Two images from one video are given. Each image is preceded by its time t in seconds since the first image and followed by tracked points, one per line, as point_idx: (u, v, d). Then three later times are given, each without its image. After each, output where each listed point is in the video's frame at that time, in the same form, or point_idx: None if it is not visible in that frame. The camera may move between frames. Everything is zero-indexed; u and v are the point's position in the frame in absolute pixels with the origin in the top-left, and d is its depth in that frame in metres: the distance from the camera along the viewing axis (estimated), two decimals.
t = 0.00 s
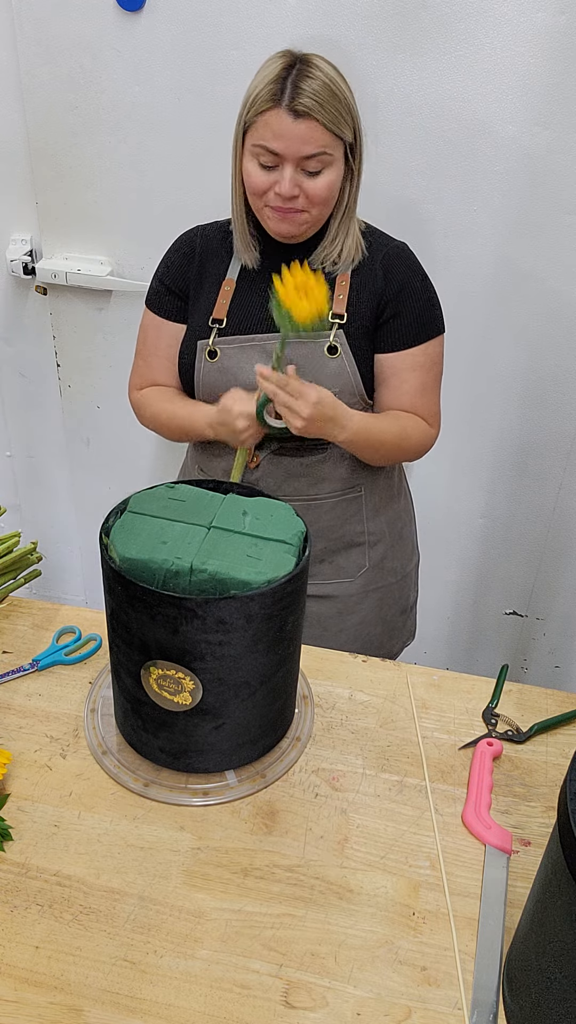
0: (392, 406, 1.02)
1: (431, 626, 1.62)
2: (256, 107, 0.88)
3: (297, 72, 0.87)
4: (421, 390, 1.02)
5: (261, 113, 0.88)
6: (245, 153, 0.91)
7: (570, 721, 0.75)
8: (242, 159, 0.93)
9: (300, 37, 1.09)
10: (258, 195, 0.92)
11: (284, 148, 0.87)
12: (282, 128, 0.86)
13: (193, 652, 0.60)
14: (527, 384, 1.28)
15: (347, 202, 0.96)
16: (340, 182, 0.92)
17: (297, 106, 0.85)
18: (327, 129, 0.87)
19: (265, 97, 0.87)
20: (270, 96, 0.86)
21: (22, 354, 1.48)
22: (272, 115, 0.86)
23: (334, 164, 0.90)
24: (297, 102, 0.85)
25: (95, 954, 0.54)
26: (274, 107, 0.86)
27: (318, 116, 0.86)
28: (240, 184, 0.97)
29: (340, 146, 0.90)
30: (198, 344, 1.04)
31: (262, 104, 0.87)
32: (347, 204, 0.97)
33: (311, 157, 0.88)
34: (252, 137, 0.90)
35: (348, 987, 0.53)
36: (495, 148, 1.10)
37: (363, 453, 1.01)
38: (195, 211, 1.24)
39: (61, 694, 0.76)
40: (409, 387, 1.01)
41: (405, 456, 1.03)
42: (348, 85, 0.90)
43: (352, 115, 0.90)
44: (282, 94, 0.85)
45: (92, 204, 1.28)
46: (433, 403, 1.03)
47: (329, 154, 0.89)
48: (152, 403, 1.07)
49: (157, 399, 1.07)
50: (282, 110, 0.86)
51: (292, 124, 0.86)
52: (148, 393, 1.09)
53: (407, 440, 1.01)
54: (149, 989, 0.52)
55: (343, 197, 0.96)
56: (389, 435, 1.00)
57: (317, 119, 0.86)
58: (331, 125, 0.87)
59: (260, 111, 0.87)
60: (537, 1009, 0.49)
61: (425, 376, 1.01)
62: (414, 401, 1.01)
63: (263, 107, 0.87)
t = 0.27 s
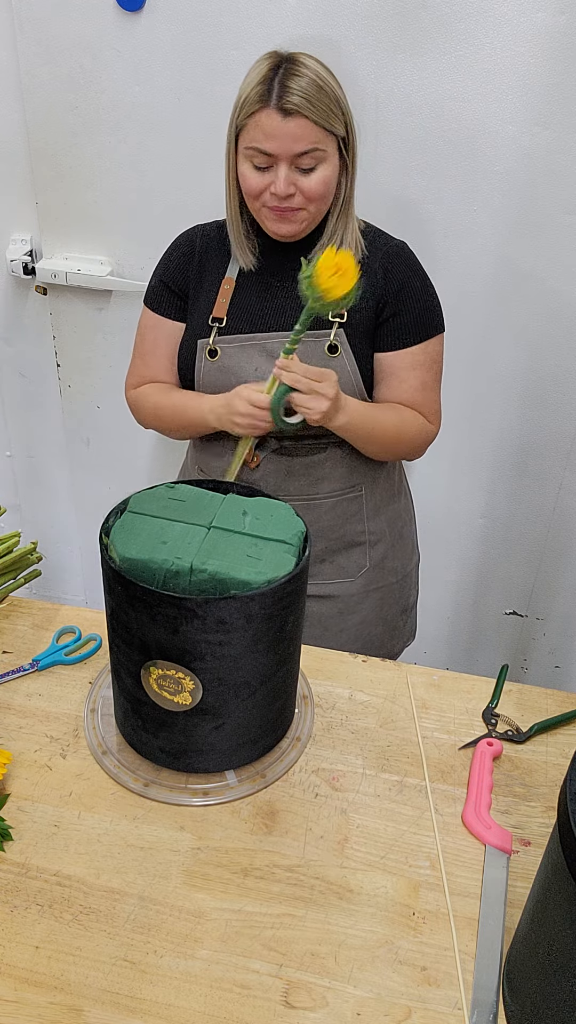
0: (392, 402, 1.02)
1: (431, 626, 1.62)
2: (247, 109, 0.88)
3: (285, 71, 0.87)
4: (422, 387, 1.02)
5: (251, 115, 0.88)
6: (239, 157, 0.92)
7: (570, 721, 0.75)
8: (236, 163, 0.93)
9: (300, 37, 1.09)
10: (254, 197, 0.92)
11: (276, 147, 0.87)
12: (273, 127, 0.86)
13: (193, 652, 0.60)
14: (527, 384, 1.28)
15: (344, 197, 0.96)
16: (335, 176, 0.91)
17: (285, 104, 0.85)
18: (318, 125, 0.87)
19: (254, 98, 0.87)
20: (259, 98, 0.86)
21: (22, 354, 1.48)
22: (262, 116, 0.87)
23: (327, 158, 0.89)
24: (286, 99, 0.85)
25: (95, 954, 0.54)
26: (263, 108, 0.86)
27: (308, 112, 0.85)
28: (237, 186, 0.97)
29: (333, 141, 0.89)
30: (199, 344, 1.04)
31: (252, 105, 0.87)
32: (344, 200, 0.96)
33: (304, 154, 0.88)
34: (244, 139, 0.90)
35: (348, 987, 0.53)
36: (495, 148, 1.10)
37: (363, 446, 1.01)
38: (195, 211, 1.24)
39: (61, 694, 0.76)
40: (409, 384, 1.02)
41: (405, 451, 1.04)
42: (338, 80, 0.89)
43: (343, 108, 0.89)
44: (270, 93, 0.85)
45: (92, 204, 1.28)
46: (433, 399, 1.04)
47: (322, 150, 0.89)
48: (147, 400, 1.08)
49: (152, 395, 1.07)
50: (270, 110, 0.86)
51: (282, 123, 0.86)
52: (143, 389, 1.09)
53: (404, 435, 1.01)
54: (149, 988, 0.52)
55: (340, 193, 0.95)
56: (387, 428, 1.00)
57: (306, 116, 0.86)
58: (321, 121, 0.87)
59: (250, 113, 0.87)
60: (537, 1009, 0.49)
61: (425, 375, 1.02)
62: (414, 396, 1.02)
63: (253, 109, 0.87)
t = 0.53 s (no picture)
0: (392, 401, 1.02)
1: (431, 626, 1.62)
2: (233, 111, 0.89)
3: (267, 68, 0.87)
4: (423, 387, 1.02)
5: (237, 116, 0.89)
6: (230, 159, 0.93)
7: (570, 721, 0.75)
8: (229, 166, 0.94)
9: (300, 37, 1.09)
10: (248, 196, 0.92)
11: (262, 144, 0.87)
12: (257, 124, 0.87)
13: (193, 652, 0.60)
14: (527, 384, 1.28)
15: (339, 191, 0.95)
16: (326, 167, 0.91)
17: (267, 100, 0.86)
18: (302, 117, 0.87)
19: (238, 100, 0.88)
20: (242, 98, 0.87)
21: (22, 354, 1.48)
22: (246, 116, 0.87)
23: (315, 150, 0.89)
24: (268, 95, 0.86)
25: (95, 954, 0.54)
26: (246, 107, 0.87)
27: (290, 105, 0.86)
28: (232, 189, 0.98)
29: (320, 132, 0.89)
30: (199, 343, 1.04)
31: (236, 106, 0.88)
32: (340, 195, 0.95)
33: (291, 147, 0.88)
34: (233, 141, 0.91)
35: (348, 987, 0.53)
36: (495, 148, 1.10)
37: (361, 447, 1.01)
38: (195, 211, 1.24)
39: (61, 694, 0.76)
40: (409, 384, 1.01)
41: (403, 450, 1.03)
42: (323, 74, 0.90)
43: (328, 98, 0.89)
44: (251, 92, 0.86)
45: (92, 204, 1.28)
46: (434, 399, 1.04)
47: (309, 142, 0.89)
48: (151, 400, 1.08)
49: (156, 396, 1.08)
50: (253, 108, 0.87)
51: (265, 119, 0.86)
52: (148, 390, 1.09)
53: (401, 435, 1.01)
54: (149, 988, 0.52)
55: (335, 187, 0.95)
56: (384, 428, 1.00)
57: (290, 110, 0.86)
58: (305, 112, 0.87)
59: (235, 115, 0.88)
60: (536, 1009, 0.49)
61: (426, 375, 1.02)
62: (415, 396, 1.02)
63: (237, 110, 0.88)
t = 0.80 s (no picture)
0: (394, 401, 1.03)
1: (431, 626, 1.62)
2: (220, 117, 0.89)
3: (251, 71, 0.87)
4: (423, 387, 1.02)
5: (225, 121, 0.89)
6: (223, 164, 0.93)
7: (570, 721, 0.75)
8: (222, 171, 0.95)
9: (300, 37, 1.09)
10: (242, 200, 0.93)
11: (250, 147, 0.88)
12: (244, 128, 0.87)
13: (193, 652, 0.60)
14: (527, 384, 1.28)
15: (334, 188, 0.95)
16: (316, 163, 0.90)
17: (252, 104, 0.86)
18: (288, 116, 0.86)
19: (225, 105, 0.88)
20: (227, 104, 0.88)
21: (22, 354, 1.48)
22: (233, 121, 0.88)
23: (305, 148, 0.89)
24: (252, 98, 0.86)
25: (95, 954, 0.54)
26: (232, 111, 0.87)
27: (275, 106, 0.85)
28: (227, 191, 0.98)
29: (308, 129, 0.89)
30: (200, 344, 1.04)
31: (223, 111, 0.89)
32: (334, 191, 0.95)
33: (279, 147, 0.88)
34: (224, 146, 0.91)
35: (348, 987, 0.53)
36: (495, 148, 1.10)
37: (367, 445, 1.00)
38: (195, 211, 1.24)
39: (61, 694, 0.76)
40: (413, 383, 1.02)
41: (408, 449, 1.03)
42: (310, 71, 0.89)
43: (315, 94, 0.88)
44: (236, 97, 0.86)
45: (92, 204, 1.28)
46: (437, 399, 1.04)
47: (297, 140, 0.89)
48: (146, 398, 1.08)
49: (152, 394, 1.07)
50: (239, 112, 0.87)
51: (250, 123, 0.86)
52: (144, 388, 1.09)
53: (407, 435, 1.01)
54: (149, 989, 0.52)
55: (330, 184, 0.95)
56: (390, 428, 0.99)
57: (275, 111, 0.86)
58: (291, 112, 0.86)
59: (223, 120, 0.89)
60: (536, 1009, 0.49)
61: (427, 375, 1.02)
62: (418, 396, 1.02)
63: (225, 115, 0.88)
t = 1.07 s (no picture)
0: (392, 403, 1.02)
1: (431, 626, 1.62)
2: (215, 120, 0.90)
3: (244, 74, 0.88)
4: (423, 388, 1.02)
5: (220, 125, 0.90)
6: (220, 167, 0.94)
7: (570, 721, 0.75)
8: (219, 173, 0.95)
9: (300, 37, 1.09)
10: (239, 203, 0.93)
11: (245, 151, 0.88)
12: (238, 131, 0.87)
13: (193, 652, 0.60)
14: (527, 384, 1.28)
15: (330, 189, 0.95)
16: (312, 163, 0.90)
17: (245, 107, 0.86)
18: (281, 118, 0.86)
19: (219, 109, 0.89)
20: (221, 108, 0.88)
21: (22, 354, 1.48)
22: (227, 124, 0.88)
23: (299, 149, 0.89)
24: (245, 101, 0.86)
25: (95, 954, 0.54)
26: (225, 115, 0.88)
27: (268, 109, 0.86)
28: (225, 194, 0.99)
29: (302, 130, 0.89)
30: (201, 345, 1.04)
31: (218, 115, 0.89)
32: (330, 192, 0.95)
33: (274, 149, 0.88)
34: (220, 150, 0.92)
35: (348, 987, 0.53)
36: (495, 148, 1.10)
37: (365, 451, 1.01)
38: (195, 211, 1.24)
39: (61, 694, 0.76)
40: (411, 385, 1.01)
41: (407, 451, 1.03)
42: (303, 73, 0.89)
43: (308, 94, 0.88)
44: (228, 101, 0.86)
45: (92, 204, 1.27)
46: (435, 400, 1.04)
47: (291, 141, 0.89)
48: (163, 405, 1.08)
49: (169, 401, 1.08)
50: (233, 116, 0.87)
51: (244, 126, 0.87)
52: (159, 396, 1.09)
53: (405, 436, 1.01)
54: (149, 988, 0.52)
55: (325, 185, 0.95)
56: (388, 431, 1.00)
57: (268, 113, 0.86)
58: (284, 113, 0.86)
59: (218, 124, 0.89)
60: (536, 1009, 0.49)
61: (427, 375, 1.02)
62: (415, 397, 1.02)
63: (219, 118, 0.89)
